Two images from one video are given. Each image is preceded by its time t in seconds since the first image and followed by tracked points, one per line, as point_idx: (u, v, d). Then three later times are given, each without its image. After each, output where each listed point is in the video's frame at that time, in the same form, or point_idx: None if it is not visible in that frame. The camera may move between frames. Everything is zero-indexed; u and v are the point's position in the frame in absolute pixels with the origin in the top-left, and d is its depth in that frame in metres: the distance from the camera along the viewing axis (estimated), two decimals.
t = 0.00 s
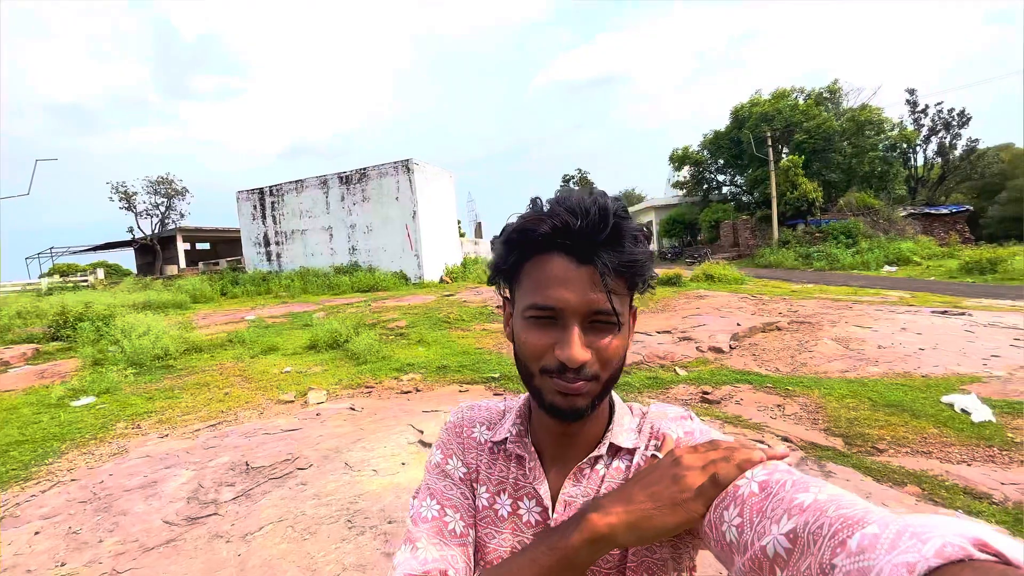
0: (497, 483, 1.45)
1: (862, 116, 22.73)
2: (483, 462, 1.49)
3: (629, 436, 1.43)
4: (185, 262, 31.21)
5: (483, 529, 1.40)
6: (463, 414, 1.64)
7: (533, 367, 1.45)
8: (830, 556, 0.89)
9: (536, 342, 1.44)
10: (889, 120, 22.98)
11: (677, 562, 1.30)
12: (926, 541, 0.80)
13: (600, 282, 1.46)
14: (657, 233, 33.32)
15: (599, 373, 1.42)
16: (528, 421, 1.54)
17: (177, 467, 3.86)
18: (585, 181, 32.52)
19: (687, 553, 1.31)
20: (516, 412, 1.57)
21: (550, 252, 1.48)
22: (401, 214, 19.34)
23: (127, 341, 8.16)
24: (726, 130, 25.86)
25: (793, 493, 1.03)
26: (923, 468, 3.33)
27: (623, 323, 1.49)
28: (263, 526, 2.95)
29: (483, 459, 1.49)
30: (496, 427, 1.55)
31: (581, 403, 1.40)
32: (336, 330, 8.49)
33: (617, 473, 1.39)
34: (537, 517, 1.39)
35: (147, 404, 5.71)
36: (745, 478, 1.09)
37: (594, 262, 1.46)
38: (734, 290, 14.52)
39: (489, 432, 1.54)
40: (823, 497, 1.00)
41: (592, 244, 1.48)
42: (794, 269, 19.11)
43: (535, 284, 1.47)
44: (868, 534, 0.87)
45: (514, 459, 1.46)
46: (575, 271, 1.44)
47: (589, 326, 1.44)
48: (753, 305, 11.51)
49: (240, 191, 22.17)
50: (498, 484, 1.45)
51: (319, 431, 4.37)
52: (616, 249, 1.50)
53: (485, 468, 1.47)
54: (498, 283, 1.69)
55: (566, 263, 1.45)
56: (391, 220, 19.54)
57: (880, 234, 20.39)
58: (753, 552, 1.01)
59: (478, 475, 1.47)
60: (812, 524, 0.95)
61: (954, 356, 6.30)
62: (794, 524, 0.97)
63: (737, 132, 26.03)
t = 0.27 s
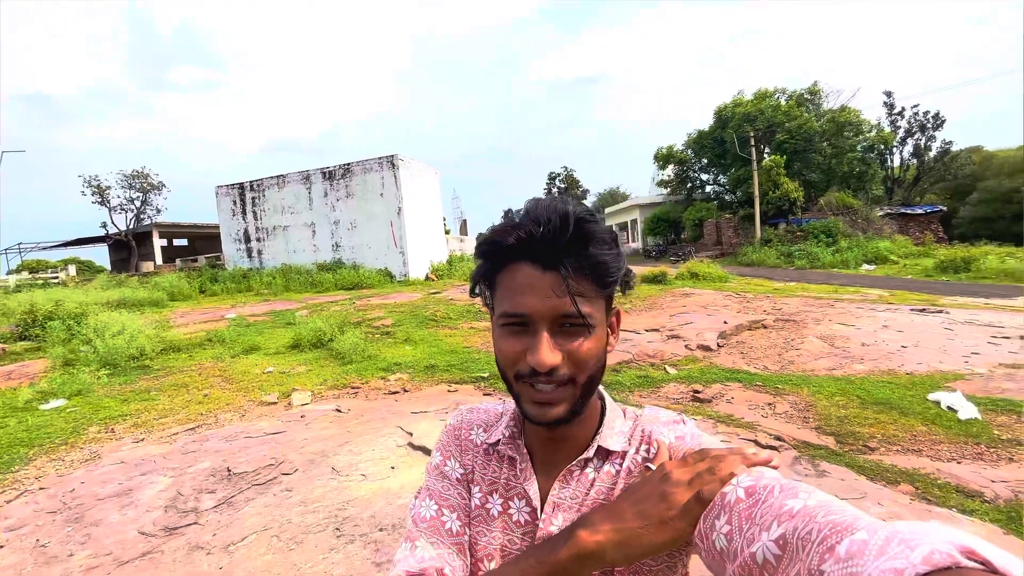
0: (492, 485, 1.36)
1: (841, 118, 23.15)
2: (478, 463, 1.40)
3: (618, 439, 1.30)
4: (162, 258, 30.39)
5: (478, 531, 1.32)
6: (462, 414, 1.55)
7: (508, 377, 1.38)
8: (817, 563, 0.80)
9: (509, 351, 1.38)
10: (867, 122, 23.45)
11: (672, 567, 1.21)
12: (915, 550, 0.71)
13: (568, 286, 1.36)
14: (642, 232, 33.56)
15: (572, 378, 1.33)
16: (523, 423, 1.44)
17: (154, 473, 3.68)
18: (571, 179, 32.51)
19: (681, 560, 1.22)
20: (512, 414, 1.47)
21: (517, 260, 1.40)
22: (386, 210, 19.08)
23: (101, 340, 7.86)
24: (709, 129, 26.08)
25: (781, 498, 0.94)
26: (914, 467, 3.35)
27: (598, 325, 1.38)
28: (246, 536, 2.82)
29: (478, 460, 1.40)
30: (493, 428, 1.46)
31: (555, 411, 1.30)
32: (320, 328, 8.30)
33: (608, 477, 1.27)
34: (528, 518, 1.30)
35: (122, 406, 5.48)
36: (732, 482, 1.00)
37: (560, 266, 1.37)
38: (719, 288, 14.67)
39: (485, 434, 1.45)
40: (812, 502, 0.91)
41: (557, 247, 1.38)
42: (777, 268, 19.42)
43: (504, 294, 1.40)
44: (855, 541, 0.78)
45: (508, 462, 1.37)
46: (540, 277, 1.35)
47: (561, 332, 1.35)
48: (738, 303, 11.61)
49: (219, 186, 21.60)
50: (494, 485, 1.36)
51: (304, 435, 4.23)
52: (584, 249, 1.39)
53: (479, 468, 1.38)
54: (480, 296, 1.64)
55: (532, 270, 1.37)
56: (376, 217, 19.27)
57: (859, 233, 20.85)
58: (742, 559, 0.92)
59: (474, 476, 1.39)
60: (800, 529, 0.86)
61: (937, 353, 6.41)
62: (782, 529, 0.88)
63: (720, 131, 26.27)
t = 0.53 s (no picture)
0: (507, 477, 1.26)
1: (828, 123, 23.43)
2: (493, 456, 1.29)
3: (624, 426, 1.19)
4: (144, 256, 29.68)
5: (492, 523, 1.22)
6: (478, 409, 1.44)
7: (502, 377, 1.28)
8: (832, 545, 0.76)
9: (501, 350, 1.28)
10: (853, 128, 23.77)
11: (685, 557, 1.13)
12: (929, 530, 0.67)
13: (549, 278, 1.25)
14: (632, 233, 33.67)
15: (564, 369, 1.21)
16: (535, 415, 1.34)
17: (137, 479, 3.51)
18: (562, 180, 32.49)
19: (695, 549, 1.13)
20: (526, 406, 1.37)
21: (499, 260, 1.31)
22: (376, 209, 18.85)
23: (80, 340, 7.56)
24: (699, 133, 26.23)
25: (791, 481, 0.90)
26: (920, 471, 3.32)
27: (587, 313, 1.26)
28: (236, 546, 2.68)
29: (493, 454, 1.29)
30: (509, 420, 1.35)
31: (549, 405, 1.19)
32: (309, 328, 8.10)
33: (618, 468, 1.16)
34: (540, 507, 1.20)
35: (102, 409, 5.25)
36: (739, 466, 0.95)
37: (538, 261, 1.27)
38: (710, 290, 14.72)
39: (500, 428, 1.34)
40: (824, 484, 0.86)
41: (533, 242, 1.29)
42: (766, 270, 19.59)
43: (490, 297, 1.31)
44: (869, 523, 0.74)
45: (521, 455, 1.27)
46: (519, 273, 1.26)
47: (548, 324, 1.24)
48: (730, 305, 11.65)
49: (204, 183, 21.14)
50: (509, 478, 1.26)
51: (295, 439, 4.07)
52: (563, 241, 1.29)
53: (494, 462, 1.28)
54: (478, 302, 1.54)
55: (514, 267, 1.27)
56: (365, 216, 19.03)
57: (845, 237, 21.15)
58: (755, 545, 0.87)
59: (489, 469, 1.29)
60: (814, 513, 0.82)
61: (929, 355, 6.45)
62: (796, 513, 0.84)
63: (710, 135, 26.42)
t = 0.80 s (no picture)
0: (503, 483, 1.17)
1: (821, 131, 23.62)
2: (483, 467, 1.20)
3: (631, 417, 1.13)
4: (134, 256, 29.29)
5: (498, 530, 1.15)
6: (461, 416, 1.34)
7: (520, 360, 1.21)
8: (841, 520, 0.72)
9: (522, 332, 1.21)
10: (846, 136, 23.97)
11: (697, 543, 1.07)
12: (939, 499, 0.63)
13: (585, 264, 1.20)
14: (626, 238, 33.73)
15: (590, 358, 1.16)
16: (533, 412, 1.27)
17: (121, 484, 3.39)
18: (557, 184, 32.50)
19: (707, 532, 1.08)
20: (520, 404, 1.29)
21: (531, 240, 1.23)
22: (370, 211, 18.72)
23: (65, 340, 7.39)
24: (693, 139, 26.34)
25: (800, 461, 0.85)
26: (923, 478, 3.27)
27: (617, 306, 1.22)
28: (223, 555, 2.58)
29: (483, 465, 1.20)
30: (496, 426, 1.26)
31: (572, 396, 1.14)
32: (302, 330, 7.97)
33: (625, 456, 1.11)
34: (549, 506, 1.12)
35: (86, 410, 5.10)
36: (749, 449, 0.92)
37: (576, 246, 1.20)
38: (704, 295, 14.73)
39: (488, 435, 1.24)
40: (833, 462, 0.82)
41: (573, 226, 1.22)
42: (759, 276, 19.68)
43: (517, 275, 1.23)
44: (878, 496, 0.70)
45: (519, 457, 1.19)
46: (555, 256, 1.19)
47: (577, 311, 1.19)
48: (725, 310, 11.64)
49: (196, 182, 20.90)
50: (504, 484, 1.17)
51: (286, 442, 3.96)
52: (602, 230, 1.24)
53: (485, 473, 1.19)
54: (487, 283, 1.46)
55: (548, 250, 1.20)
56: (359, 217, 18.89)
57: (837, 244, 21.33)
58: (767, 526, 0.83)
59: (481, 479, 1.20)
60: (823, 490, 0.78)
61: (925, 361, 6.45)
62: (806, 492, 0.79)
63: (704, 141, 26.53)
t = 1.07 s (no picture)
0: (486, 498, 1.16)
1: (818, 136, 23.67)
2: (466, 481, 1.19)
3: (621, 428, 1.11)
4: (130, 256, 29.15)
5: (483, 546, 1.14)
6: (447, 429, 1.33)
7: (515, 368, 1.21)
8: (830, 524, 0.71)
9: (517, 342, 1.20)
10: (843, 141, 24.04)
11: (685, 547, 1.06)
12: (919, 503, 0.63)
13: (586, 279, 1.18)
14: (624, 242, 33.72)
15: (587, 373, 1.16)
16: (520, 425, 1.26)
17: (111, 486, 3.36)
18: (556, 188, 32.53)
19: (695, 536, 1.07)
20: (505, 416, 1.28)
21: (532, 251, 1.20)
22: (368, 212, 18.69)
23: (58, 341, 7.33)
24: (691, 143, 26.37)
25: (790, 467, 0.84)
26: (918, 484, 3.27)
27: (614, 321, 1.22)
28: (213, 558, 2.56)
29: (465, 479, 1.19)
30: (479, 441, 1.24)
31: (567, 410, 1.14)
32: (297, 331, 7.93)
33: (615, 466, 1.09)
34: (537, 522, 1.10)
35: (78, 411, 5.06)
36: (736, 457, 0.91)
37: (579, 258, 1.18)
38: (702, 299, 14.74)
39: (471, 450, 1.23)
40: (820, 467, 0.81)
41: (576, 238, 1.19)
42: (756, 280, 19.70)
43: (516, 284, 1.21)
44: (864, 501, 0.69)
45: (504, 471, 1.17)
46: (556, 269, 1.17)
47: (576, 325, 1.17)
48: (722, 314, 11.64)
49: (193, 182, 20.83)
50: (488, 498, 1.16)
51: (278, 445, 3.93)
52: (604, 243, 1.22)
53: (468, 487, 1.18)
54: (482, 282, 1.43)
55: (550, 263, 1.18)
56: (357, 219, 18.86)
57: (834, 249, 21.39)
58: (758, 533, 0.82)
59: (465, 495, 1.18)
60: (810, 496, 0.77)
61: (920, 367, 6.46)
62: (795, 498, 0.79)
63: (702, 146, 26.56)
